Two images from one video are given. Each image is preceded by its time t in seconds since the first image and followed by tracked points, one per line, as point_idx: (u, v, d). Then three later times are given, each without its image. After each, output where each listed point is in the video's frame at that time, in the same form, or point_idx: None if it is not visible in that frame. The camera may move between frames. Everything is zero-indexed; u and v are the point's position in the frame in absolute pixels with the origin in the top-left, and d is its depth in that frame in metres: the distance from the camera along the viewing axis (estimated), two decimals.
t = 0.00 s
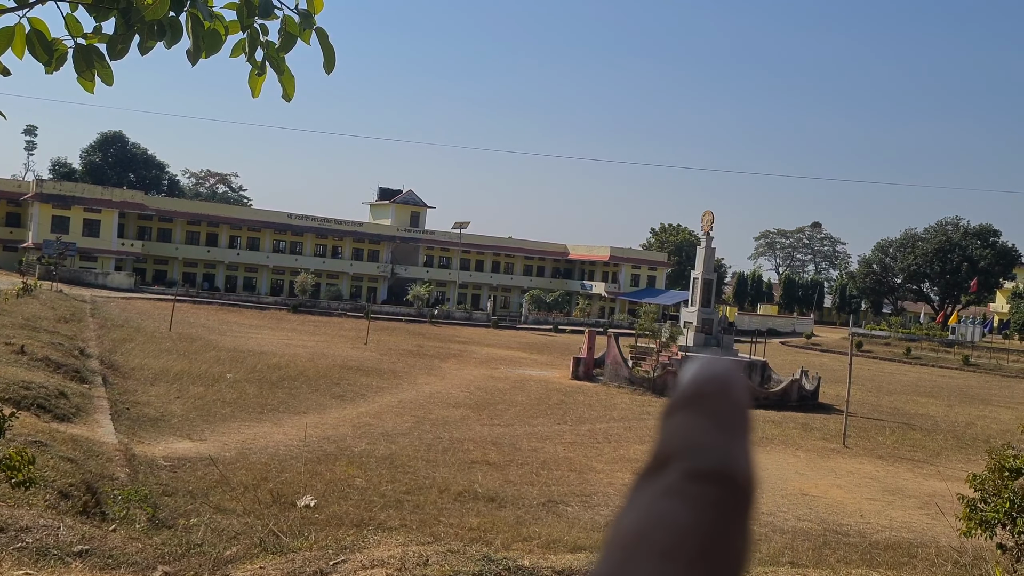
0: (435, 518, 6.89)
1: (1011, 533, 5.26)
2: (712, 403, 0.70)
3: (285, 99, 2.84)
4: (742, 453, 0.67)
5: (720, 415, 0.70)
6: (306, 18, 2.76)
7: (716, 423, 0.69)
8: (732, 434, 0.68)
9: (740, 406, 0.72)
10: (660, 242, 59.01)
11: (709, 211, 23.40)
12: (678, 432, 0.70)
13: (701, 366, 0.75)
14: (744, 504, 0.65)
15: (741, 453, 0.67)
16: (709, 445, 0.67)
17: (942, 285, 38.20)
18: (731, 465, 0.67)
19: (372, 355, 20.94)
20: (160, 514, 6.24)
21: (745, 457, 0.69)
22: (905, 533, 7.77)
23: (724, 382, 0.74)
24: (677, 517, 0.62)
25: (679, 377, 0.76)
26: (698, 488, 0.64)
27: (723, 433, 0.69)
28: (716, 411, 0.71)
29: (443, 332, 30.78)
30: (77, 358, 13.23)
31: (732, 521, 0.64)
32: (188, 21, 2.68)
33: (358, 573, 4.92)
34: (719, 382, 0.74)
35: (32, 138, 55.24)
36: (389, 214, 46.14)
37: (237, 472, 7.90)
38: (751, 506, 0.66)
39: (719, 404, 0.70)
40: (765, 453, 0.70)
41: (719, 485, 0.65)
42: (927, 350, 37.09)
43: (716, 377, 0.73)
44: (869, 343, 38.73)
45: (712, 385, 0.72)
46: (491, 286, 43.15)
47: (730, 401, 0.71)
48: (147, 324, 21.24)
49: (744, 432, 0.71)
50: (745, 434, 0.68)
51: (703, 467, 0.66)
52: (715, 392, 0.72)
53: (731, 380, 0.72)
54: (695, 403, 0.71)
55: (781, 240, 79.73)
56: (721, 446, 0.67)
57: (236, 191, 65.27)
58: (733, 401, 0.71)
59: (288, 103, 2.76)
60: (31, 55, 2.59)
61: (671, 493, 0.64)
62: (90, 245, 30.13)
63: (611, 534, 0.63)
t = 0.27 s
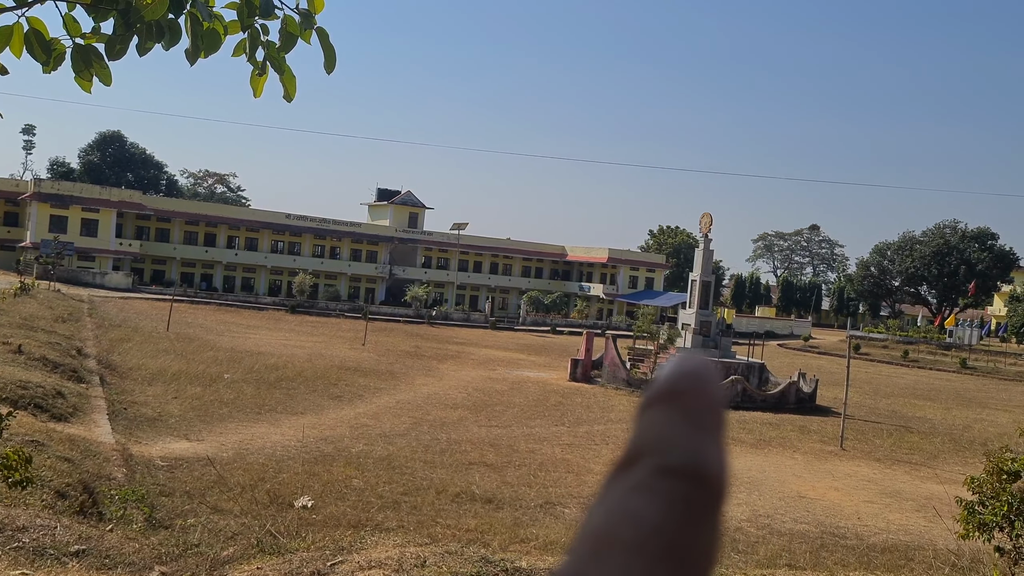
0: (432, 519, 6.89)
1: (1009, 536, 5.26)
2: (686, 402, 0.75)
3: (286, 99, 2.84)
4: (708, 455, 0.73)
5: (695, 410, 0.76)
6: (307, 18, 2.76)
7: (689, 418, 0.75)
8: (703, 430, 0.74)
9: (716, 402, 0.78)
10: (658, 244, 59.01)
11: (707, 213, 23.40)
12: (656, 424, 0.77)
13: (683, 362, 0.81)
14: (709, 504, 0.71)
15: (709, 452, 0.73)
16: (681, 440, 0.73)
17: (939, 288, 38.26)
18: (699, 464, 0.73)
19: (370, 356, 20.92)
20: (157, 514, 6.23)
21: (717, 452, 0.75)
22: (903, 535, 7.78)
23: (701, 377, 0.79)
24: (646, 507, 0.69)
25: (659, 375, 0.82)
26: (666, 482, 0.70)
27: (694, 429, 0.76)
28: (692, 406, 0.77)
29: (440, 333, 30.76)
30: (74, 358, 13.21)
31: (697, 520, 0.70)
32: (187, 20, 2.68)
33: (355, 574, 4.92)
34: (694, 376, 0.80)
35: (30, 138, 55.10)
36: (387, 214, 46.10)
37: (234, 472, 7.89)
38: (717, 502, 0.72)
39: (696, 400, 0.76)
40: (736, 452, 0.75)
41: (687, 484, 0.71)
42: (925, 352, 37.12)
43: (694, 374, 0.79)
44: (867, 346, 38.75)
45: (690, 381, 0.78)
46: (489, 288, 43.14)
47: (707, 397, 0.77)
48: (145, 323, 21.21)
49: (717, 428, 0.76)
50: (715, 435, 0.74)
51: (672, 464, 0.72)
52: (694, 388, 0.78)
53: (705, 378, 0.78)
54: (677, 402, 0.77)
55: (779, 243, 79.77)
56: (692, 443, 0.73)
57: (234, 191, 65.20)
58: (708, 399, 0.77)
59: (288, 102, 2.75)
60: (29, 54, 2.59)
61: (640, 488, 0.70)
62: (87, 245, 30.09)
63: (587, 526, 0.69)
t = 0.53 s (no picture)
0: (427, 519, 6.88)
1: (1003, 538, 5.26)
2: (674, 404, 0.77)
3: (283, 98, 2.83)
4: (697, 455, 0.75)
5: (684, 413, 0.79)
6: (304, 17, 2.76)
7: (676, 422, 0.77)
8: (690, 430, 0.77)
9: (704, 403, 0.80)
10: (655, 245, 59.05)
11: (704, 214, 23.41)
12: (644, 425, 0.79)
13: (672, 365, 0.84)
14: (696, 502, 0.74)
15: (696, 452, 0.75)
16: (671, 438, 0.76)
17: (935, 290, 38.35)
18: (686, 463, 0.76)
19: (365, 356, 20.90)
20: (151, 513, 6.22)
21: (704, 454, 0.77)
22: (898, 537, 7.79)
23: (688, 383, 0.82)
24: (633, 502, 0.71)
25: (650, 377, 0.84)
26: (656, 479, 0.72)
27: (684, 429, 0.78)
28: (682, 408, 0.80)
29: (436, 333, 30.75)
30: (69, 357, 13.18)
31: (686, 517, 0.72)
32: (184, 19, 2.68)
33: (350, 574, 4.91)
34: (684, 379, 0.82)
35: (25, 136, 54.96)
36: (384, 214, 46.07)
37: (229, 472, 7.88)
38: (704, 499, 0.74)
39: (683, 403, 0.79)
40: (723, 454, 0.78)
41: (675, 480, 0.73)
42: (920, 354, 37.19)
43: (685, 377, 0.82)
44: (863, 348, 38.81)
45: (680, 385, 0.81)
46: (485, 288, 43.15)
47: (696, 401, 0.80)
48: (140, 323, 21.17)
49: (704, 428, 0.79)
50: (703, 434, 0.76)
51: (662, 462, 0.74)
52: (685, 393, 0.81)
53: (694, 383, 0.81)
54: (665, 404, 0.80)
55: (775, 244, 79.85)
56: (680, 444, 0.76)
57: (231, 191, 65.12)
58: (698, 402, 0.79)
59: (285, 102, 2.75)
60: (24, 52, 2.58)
61: (629, 484, 0.72)
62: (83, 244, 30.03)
63: (577, 522, 0.71)
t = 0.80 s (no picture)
0: (423, 518, 6.88)
1: (996, 537, 5.29)
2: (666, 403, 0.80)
3: (278, 95, 2.83)
4: (687, 458, 0.76)
5: (676, 417, 0.79)
6: (300, 15, 2.75)
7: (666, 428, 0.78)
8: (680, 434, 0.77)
9: (693, 410, 0.81)
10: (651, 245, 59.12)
11: (700, 214, 23.43)
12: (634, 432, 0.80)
13: (661, 372, 0.84)
14: (689, 506, 0.73)
15: (686, 457, 0.76)
16: (663, 444, 0.76)
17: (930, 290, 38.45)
18: (678, 468, 0.76)
19: (361, 355, 20.88)
20: (146, 512, 6.22)
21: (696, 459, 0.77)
22: (892, 537, 7.82)
23: (682, 392, 0.83)
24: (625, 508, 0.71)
25: (642, 383, 0.85)
26: (645, 485, 0.72)
27: (676, 435, 0.78)
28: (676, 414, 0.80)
29: (432, 332, 30.75)
30: (64, 354, 13.16)
31: (677, 520, 0.72)
32: (180, 15, 2.67)
33: (346, 573, 4.90)
34: (677, 387, 0.83)
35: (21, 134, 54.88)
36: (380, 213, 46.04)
37: (225, 471, 7.87)
38: (696, 503, 0.74)
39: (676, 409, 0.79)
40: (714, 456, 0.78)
41: (664, 485, 0.73)
42: (916, 355, 37.26)
43: (674, 386, 0.83)
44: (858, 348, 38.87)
45: (672, 392, 0.82)
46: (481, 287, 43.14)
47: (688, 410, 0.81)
48: (135, 321, 21.13)
49: (695, 433, 0.80)
50: (693, 439, 0.76)
51: (652, 467, 0.74)
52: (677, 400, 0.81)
53: (684, 391, 0.82)
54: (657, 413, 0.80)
55: (771, 244, 79.93)
56: (673, 449, 0.76)
57: (226, 189, 65.06)
58: (686, 409, 0.80)
59: (281, 100, 2.74)
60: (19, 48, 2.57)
61: (617, 492, 0.73)
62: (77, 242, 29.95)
63: (569, 526, 0.72)
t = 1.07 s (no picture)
0: (418, 517, 6.88)
1: (991, 536, 5.30)
2: (665, 378, 0.80)
3: (274, 90, 2.82)
4: (683, 435, 0.76)
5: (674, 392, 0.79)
6: (296, 11, 2.75)
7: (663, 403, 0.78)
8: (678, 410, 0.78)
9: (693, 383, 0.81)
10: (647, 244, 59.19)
11: (696, 213, 23.44)
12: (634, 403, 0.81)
13: (661, 345, 0.85)
14: (680, 486, 0.74)
15: (684, 432, 0.76)
16: (658, 420, 0.77)
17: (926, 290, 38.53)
18: (673, 447, 0.76)
19: (357, 353, 20.88)
20: (142, 509, 6.22)
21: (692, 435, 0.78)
22: (887, 535, 7.83)
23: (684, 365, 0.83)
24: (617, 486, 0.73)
25: (641, 359, 0.86)
26: (636, 463, 0.74)
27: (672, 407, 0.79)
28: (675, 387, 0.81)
29: (428, 330, 30.76)
30: (60, 352, 13.14)
31: (668, 500, 0.73)
32: (175, 11, 2.67)
33: (340, 571, 4.90)
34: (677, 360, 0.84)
35: (17, 131, 54.80)
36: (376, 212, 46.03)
37: (220, 469, 7.86)
38: (688, 485, 0.75)
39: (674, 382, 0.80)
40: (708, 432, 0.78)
41: (654, 467, 0.74)
42: (911, 354, 37.34)
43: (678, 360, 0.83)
44: (854, 347, 38.96)
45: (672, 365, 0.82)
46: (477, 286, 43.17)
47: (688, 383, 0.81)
48: (131, 319, 21.11)
49: (694, 409, 0.80)
50: (690, 415, 0.76)
51: (647, 447, 0.75)
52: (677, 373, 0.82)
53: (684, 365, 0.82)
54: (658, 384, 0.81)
55: (767, 244, 79.98)
56: (670, 424, 0.76)
57: (223, 186, 65.05)
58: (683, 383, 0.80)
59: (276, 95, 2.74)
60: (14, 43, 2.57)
61: (608, 473, 0.74)
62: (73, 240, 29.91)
63: (560, 509, 0.73)
